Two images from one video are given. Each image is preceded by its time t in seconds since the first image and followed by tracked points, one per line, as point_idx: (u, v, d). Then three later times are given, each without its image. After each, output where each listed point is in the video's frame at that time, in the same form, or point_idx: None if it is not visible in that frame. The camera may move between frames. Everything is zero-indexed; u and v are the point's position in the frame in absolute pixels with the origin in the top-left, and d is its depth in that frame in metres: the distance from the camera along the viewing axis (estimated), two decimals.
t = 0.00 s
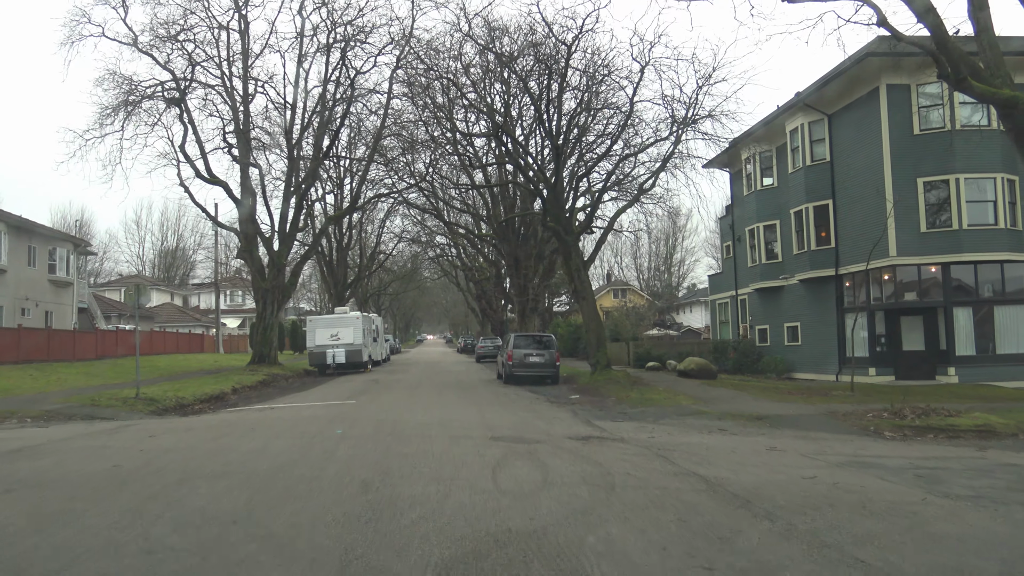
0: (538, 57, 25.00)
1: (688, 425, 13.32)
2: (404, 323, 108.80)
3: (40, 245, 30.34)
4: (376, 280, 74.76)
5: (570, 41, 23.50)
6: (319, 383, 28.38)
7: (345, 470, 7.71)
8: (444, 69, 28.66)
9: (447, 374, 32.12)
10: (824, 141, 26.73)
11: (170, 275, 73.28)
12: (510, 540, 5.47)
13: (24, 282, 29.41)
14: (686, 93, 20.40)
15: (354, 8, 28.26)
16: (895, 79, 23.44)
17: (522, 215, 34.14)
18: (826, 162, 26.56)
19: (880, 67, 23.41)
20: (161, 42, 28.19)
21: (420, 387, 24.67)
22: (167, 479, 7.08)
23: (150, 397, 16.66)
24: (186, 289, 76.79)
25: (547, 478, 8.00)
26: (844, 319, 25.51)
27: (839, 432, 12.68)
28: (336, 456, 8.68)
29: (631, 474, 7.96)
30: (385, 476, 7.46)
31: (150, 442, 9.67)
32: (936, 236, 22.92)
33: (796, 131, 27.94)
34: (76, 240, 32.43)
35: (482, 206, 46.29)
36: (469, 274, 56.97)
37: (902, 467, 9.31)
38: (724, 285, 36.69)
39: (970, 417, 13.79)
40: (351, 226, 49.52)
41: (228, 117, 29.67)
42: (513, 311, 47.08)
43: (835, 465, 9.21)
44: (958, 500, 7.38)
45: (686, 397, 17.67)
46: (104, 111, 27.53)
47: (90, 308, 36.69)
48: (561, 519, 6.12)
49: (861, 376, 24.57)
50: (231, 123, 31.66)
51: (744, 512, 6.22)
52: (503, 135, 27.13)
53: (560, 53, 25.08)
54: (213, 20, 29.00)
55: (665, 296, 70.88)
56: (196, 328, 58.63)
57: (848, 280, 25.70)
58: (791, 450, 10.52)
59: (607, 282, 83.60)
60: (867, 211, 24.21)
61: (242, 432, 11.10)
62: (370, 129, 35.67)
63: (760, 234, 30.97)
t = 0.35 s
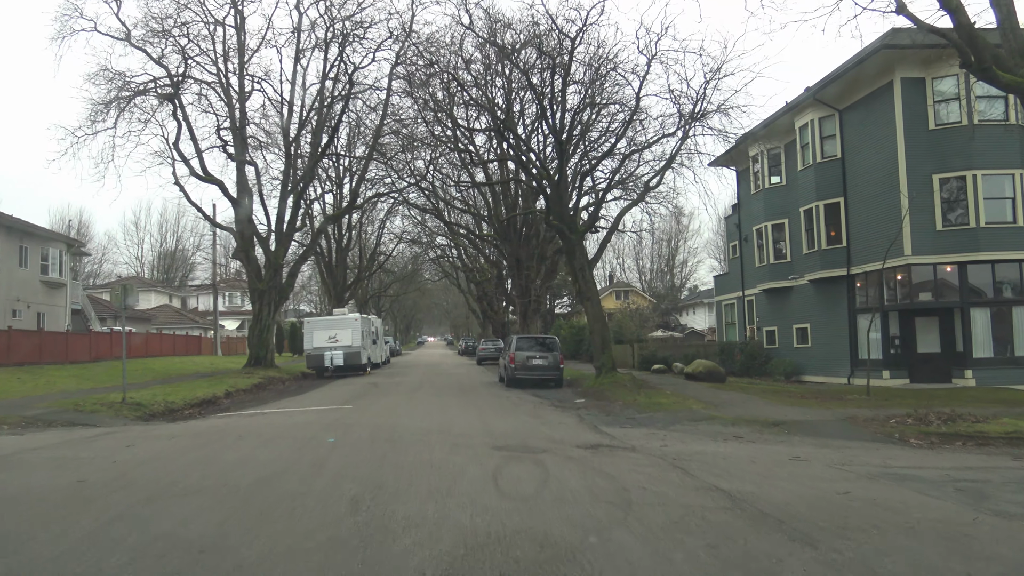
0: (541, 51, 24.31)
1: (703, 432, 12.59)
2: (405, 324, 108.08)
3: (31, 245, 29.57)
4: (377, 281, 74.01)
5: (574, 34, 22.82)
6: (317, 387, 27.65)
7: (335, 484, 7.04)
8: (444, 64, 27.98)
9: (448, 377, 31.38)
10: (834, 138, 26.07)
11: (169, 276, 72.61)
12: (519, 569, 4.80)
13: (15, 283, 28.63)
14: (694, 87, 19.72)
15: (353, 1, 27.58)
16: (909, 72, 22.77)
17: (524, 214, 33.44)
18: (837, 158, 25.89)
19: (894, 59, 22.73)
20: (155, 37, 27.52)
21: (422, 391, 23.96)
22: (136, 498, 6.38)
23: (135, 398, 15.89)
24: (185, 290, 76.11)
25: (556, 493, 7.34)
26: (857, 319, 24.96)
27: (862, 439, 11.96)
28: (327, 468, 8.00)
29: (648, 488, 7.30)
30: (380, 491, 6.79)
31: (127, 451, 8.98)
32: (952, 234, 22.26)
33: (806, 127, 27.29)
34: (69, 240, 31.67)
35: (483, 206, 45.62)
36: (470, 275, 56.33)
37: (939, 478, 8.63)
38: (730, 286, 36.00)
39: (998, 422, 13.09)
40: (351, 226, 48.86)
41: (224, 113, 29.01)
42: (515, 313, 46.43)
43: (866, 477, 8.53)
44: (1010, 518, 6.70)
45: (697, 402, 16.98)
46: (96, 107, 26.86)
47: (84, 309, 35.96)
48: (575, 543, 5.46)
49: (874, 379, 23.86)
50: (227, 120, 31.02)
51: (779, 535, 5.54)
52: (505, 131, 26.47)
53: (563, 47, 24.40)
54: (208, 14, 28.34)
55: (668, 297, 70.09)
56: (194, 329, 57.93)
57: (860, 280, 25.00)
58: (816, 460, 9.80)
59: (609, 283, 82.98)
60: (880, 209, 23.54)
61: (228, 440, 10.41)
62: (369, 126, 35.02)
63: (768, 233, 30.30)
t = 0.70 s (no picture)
0: (544, 44, 23.56)
1: (721, 441, 11.79)
2: (407, 326, 107.32)
3: (23, 246, 28.75)
4: (377, 283, 73.31)
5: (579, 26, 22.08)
6: (315, 391, 26.90)
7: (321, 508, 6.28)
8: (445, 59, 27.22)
9: (450, 381, 30.61)
10: (847, 133, 25.29)
11: (168, 279, 71.89)
12: None
13: (7, 285, 27.79)
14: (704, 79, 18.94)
15: None
16: (925, 64, 21.98)
17: (528, 213, 32.67)
18: (850, 154, 25.11)
19: (910, 50, 21.93)
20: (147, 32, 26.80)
21: (423, 395, 23.19)
22: (96, 532, 5.62)
23: (120, 404, 15.10)
24: (185, 292, 75.40)
25: (569, 515, 6.57)
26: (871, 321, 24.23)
27: (893, 448, 11.17)
28: (312, 488, 7.22)
29: (671, 509, 6.53)
30: (371, 516, 6.02)
31: (98, 467, 8.19)
32: (971, 231, 21.49)
33: (817, 122, 26.52)
34: (62, 241, 30.85)
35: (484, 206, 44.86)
36: (472, 276, 55.64)
37: (988, 494, 7.85)
38: (738, 287, 35.21)
39: None
40: (351, 226, 48.13)
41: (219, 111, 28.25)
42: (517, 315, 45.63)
43: (908, 493, 7.75)
44: None
45: (710, 407, 16.20)
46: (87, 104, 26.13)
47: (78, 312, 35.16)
48: None
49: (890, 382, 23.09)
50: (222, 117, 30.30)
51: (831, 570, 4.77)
52: (508, 128, 25.71)
53: (567, 39, 23.65)
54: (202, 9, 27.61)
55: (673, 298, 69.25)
56: (193, 332, 57.13)
57: (875, 280, 24.19)
58: (849, 473, 9.02)
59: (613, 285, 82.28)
60: (896, 206, 22.76)
61: (212, 452, 9.63)
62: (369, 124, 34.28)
63: (778, 232, 29.52)
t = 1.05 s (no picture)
0: (552, 33, 22.58)
1: (748, 453, 10.81)
2: (409, 329, 106.52)
3: (11, 245, 27.75)
4: (379, 285, 72.38)
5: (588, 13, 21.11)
6: (313, 396, 25.94)
7: (302, 546, 5.32)
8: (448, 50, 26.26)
9: (452, 385, 29.67)
10: (866, 126, 24.28)
11: (168, 280, 71.04)
12: None
13: None
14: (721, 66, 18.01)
15: None
16: (950, 52, 20.96)
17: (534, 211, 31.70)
18: (870, 148, 24.09)
19: (934, 39, 20.91)
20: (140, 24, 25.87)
21: (424, 401, 22.21)
22: None
23: (100, 409, 14.11)
24: (184, 294, 74.49)
25: (592, 552, 5.61)
26: (893, 322, 23.23)
27: (939, 461, 10.18)
28: (295, 516, 6.27)
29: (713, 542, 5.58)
30: (360, 558, 5.07)
31: (55, 489, 7.24)
32: (1000, 228, 20.49)
33: (834, 115, 25.49)
34: (53, 240, 29.87)
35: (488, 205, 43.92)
36: (475, 278, 54.67)
37: None
38: (749, 287, 34.19)
39: None
40: (352, 225, 47.18)
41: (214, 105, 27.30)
42: (522, 317, 44.66)
43: (979, 519, 6.76)
44: None
45: (729, 414, 15.20)
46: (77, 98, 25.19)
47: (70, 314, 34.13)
48: None
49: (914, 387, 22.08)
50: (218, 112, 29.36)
51: None
52: (512, 121, 24.74)
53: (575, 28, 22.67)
54: None
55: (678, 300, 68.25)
56: (191, 335, 56.17)
57: (896, 280, 23.17)
58: (900, 492, 8.06)
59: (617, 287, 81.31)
60: (919, 202, 21.73)
61: (189, 468, 8.67)
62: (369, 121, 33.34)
63: (792, 230, 28.50)
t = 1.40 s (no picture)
0: (580, 18, 21.46)
1: (817, 467, 9.66)
2: (439, 332, 106.01)
3: (32, 252, 27.31)
4: (407, 287, 71.73)
5: None
6: (339, 402, 25.09)
7: None
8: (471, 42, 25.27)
9: (484, 389, 28.74)
10: (915, 109, 22.79)
11: (197, 287, 71.14)
12: None
13: (15, 292, 26.31)
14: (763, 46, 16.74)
15: None
16: (1009, 26, 19.43)
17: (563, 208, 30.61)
18: (920, 133, 22.61)
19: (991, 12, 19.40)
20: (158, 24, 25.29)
21: (455, 407, 21.24)
22: None
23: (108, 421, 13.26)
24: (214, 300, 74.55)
25: None
26: (951, 317, 21.81)
27: None
28: (304, 568, 5.30)
29: None
30: None
31: (39, 527, 6.37)
32: None
33: (880, 99, 24.02)
34: (74, 246, 29.42)
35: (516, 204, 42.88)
36: (504, 279, 53.72)
37: None
38: (789, 284, 32.75)
39: None
40: (378, 227, 46.48)
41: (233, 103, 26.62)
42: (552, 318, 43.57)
43: None
44: None
45: (784, 420, 13.99)
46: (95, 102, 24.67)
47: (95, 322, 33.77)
48: None
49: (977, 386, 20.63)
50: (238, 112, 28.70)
51: None
52: (539, 112, 23.67)
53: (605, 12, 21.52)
54: None
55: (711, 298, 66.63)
56: (219, 340, 55.96)
57: (953, 272, 21.70)
58: (1011, 516, 6.88)
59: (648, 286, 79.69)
60: (978, 188, 20.25)
61: (195, 494, 7.75)
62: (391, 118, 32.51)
63: (835, 222, 27.05)
